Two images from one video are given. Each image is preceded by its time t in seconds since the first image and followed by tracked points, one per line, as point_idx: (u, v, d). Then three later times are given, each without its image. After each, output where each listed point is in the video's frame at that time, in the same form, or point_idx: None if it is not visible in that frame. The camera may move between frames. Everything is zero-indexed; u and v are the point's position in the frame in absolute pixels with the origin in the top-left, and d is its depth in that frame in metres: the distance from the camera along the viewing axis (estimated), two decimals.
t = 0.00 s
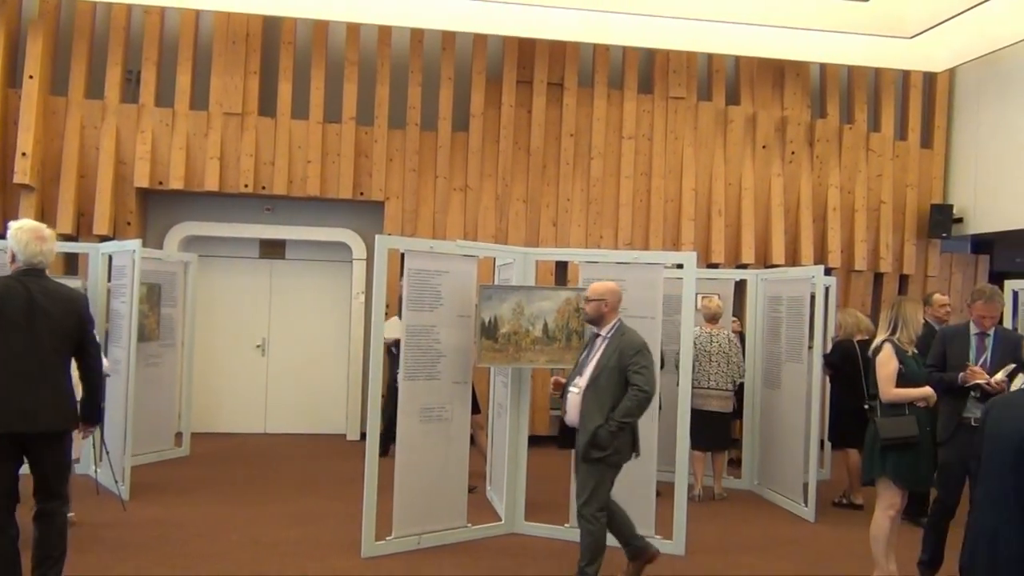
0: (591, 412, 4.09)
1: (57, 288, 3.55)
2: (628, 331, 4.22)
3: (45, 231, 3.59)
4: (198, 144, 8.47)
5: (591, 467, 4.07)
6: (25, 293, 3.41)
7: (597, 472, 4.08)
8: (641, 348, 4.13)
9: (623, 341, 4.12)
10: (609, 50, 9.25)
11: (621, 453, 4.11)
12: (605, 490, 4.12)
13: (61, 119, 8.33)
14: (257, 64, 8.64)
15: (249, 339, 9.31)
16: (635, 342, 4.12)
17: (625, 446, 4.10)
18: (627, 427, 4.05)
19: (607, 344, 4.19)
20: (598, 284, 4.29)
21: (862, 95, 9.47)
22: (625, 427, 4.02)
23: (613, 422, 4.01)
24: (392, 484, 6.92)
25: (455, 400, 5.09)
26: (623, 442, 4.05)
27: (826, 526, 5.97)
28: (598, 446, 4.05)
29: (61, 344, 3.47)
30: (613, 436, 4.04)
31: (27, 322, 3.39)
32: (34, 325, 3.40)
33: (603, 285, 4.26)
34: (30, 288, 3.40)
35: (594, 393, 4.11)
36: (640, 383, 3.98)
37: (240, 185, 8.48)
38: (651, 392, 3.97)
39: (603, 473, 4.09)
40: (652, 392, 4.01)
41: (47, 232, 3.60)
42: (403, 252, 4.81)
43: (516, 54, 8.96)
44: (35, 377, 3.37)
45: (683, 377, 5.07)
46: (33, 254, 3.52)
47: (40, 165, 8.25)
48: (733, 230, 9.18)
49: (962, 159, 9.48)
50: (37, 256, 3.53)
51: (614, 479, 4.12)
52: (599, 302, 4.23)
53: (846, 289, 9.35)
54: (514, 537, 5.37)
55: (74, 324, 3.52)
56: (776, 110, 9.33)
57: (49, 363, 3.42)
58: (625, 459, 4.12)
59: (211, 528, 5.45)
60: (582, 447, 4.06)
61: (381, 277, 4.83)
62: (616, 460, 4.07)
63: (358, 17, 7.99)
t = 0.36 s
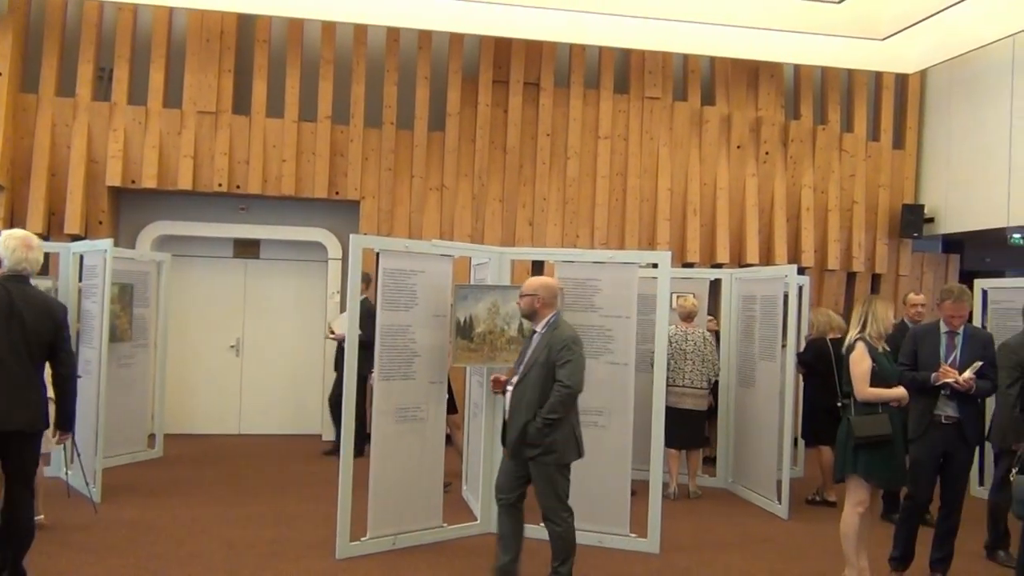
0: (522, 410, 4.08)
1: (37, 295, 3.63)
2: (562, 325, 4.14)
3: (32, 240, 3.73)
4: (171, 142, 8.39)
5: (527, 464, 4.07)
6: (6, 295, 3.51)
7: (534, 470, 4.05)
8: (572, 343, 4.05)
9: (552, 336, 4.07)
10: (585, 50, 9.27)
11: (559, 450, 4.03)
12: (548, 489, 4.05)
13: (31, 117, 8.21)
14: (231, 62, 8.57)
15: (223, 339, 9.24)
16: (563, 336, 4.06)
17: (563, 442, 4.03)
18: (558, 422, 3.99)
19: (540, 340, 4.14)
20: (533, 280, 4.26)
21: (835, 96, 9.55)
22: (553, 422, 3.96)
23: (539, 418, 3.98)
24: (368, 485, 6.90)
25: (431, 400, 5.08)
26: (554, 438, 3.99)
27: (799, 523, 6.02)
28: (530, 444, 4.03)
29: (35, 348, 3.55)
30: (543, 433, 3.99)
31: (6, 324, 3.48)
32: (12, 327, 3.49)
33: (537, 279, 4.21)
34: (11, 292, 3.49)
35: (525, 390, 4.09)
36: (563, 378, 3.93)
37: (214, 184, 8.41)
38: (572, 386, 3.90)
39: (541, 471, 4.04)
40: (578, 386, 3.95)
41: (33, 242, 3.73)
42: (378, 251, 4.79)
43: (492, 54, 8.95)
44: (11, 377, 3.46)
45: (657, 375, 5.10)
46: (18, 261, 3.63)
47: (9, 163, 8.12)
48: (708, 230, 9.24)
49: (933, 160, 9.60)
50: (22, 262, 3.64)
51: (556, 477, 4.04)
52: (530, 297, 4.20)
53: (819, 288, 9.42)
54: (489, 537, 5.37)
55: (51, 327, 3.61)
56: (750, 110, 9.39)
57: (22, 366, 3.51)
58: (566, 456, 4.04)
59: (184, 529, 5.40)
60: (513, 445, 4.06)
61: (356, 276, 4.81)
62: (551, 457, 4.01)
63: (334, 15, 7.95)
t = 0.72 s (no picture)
0: (442, 406, 4.00)
1: (10, 292, 3.58)
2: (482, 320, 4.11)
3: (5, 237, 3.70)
4: (139, 140, 8.29)
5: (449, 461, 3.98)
6: None
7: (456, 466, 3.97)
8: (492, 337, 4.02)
9: (471, 332, 4.03)
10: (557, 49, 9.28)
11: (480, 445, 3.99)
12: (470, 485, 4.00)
13: None
14: (201, 60, 8.49)
15: (194, 339, 9.15)
16: (483, 330, 4.02)
17: (485, 438, 3.99)
18: (479, 417, 3.94)
19: (460, 336, 4.09)
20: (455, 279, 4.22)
21: (805, 95, 9.64)
22: (475, 416, 3.91)
23: (460, 413, 3.92)
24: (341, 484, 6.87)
25: (403, 399, 5.07)
26: (476, 434, 3.94)
27: (770, 519, 6.08)
28: (453, 440, 3.95)
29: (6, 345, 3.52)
30: (465, 429, 3.93)
31: None
32: None
33: (459, 278, 4.17)
34: None
35: (444, 386, 4.02)
36: (484, 371, 3.90)
37: (183, 182, 8.32)
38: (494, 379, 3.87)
39: (465, 467, 3.97)
40: (498, 380, 3.92)
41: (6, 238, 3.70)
42: (348, 249, 4.77)
43: (464, 52, 8.93)
44: None
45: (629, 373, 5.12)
46: None
47: None
48: (679, 229, 9.29)
49: (901, 159, 9.72)
50: None
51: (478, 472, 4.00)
52: (451, 295, 4.16)
53: (790, 286, 9.51)
54: (462, 536, 5.36)
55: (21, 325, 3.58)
56: (721, 109, 9.45)
57: None
58: (487, 451, 4.00)
59: (154, 531, 5.35)
60: (435, 442, 3.97)
61: (327, 275, 4.78)
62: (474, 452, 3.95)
63: (307, 11, 7.91)
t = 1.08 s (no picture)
0: (352, 400, 3.91)
1: None
2: (398, 314, 4.01)
3: None
4: (98, 138, 8.15)
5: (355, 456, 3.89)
6: None
7: (363, 461, 3.87)
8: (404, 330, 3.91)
9: (383, 325, 3.93)
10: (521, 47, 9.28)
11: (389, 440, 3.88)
12: (377, 481, 3.90)
13: None
14: (161, 57, 8.38)
15: (155, 340, 9.02)
16: (397, 323, 3.92)
17: (393, 433, 3.88)
18: (387, 412, 3.84)
19: (374, 330, 4.00)
20: (371, 275, 4.17)
21: (767, 95, 9.74)
22: (381, 411, 3.81)
23: (367, 407, 3.83)
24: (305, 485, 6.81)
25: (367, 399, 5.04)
26: (384, 427, 3.84)
27: (733, 514, 6.15)
28: (360, 434, 3.86)
29: None
30: (372, 423, 3.84)
31: None
32: None
33: (381, 274, 4.13)
34: None
35: (357, 380, 3.93)
36: (391, 365, 3.79)
37: (144, 181, 8.20)
38: (399, 373, 3.75)
39: (371, 463, 3.87)
40: (406, 374, 3.80)
41: None
42: (311, 249, 4.74)
43: (428, 50, 8.91)
44: None
45: (593, 372, 5.14)
46: None
47: None
48: (644, 227, 9.34)
49: (860, 158, 9.87)
50: None
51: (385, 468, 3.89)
52: (367, 290, 4.10)
53: (752, 284, 9.61)
54: (428, 535, 5.36)
55: None
56: (685, 109, 9.52)
57: None
58: (395, 446, 3.89)
59: (114, 535, 5.27)
60: (342, 436, 3.87)
61: (289, 275, 4.74)
62: (381, 446, 3.85)
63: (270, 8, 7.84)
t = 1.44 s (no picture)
0: (274, 407, 3.96)
1: None
2: (321, 320, 4.02)
3: None
4: (63, 136, 8.03)
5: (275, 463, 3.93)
6: None
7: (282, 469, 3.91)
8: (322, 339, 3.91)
9: (302, 333, 3.94)
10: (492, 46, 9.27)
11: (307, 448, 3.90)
12: (298, 488, 3.92)
13: None
14: (127, 54, 8.27)
15: (122, 341, 8.92)
16: (317, 331, 3.93)
17: (312, 440, 3.90)
18: (303, 420, 3.86)
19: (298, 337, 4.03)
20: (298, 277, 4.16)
21: (735, 94, 9.82)
22: (297, 419, 3.83)
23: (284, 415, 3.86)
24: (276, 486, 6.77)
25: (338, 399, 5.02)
26: (301, 436, 3.86)
27: (704, 511, 6.20)
28: (278, 442, 3.90)
29: None
30: (289, 431, 3.87)
31: None
32: None
33: (307, 278, 4.12)
34: None
35: (281, 388, 3.97)
36: (303, 374, 3.80)
37: (110, 180, 8.10)
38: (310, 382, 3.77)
39: (290, 471, 3.90)
40: (319, 384, 3.80)
41: None
42: (281, 249, 4.70)
43: (398, 48, 8.88)
44: None
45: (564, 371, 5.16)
46: None
47: None
48: (615, 226, 9.38)
49: (827, 157, 9.99)
50: None
51: (305, 476, 3.91)
52: (294, 295, 4.10)
53: (722, 282, 9.69)
54: (400, 535, 5.34)
55: None
56: (655, 108, 9.57)
57: None
58: (314, 454, 3.90)
59: (81, 539, 5.20)
60: (262, 444, 3.93)
61: (258, 275, 4.71)
62: (299, 454, 3.88)
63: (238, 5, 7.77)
